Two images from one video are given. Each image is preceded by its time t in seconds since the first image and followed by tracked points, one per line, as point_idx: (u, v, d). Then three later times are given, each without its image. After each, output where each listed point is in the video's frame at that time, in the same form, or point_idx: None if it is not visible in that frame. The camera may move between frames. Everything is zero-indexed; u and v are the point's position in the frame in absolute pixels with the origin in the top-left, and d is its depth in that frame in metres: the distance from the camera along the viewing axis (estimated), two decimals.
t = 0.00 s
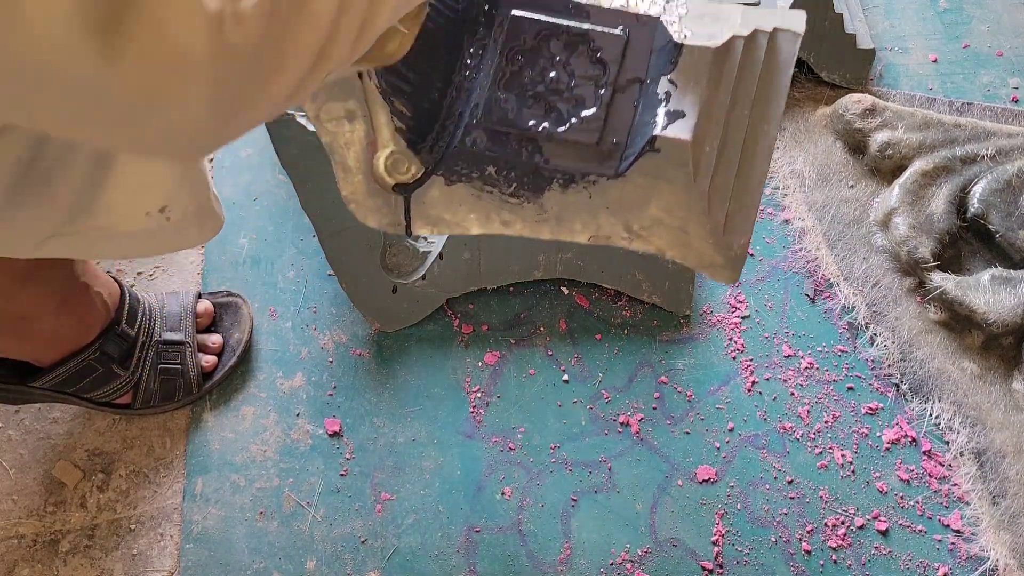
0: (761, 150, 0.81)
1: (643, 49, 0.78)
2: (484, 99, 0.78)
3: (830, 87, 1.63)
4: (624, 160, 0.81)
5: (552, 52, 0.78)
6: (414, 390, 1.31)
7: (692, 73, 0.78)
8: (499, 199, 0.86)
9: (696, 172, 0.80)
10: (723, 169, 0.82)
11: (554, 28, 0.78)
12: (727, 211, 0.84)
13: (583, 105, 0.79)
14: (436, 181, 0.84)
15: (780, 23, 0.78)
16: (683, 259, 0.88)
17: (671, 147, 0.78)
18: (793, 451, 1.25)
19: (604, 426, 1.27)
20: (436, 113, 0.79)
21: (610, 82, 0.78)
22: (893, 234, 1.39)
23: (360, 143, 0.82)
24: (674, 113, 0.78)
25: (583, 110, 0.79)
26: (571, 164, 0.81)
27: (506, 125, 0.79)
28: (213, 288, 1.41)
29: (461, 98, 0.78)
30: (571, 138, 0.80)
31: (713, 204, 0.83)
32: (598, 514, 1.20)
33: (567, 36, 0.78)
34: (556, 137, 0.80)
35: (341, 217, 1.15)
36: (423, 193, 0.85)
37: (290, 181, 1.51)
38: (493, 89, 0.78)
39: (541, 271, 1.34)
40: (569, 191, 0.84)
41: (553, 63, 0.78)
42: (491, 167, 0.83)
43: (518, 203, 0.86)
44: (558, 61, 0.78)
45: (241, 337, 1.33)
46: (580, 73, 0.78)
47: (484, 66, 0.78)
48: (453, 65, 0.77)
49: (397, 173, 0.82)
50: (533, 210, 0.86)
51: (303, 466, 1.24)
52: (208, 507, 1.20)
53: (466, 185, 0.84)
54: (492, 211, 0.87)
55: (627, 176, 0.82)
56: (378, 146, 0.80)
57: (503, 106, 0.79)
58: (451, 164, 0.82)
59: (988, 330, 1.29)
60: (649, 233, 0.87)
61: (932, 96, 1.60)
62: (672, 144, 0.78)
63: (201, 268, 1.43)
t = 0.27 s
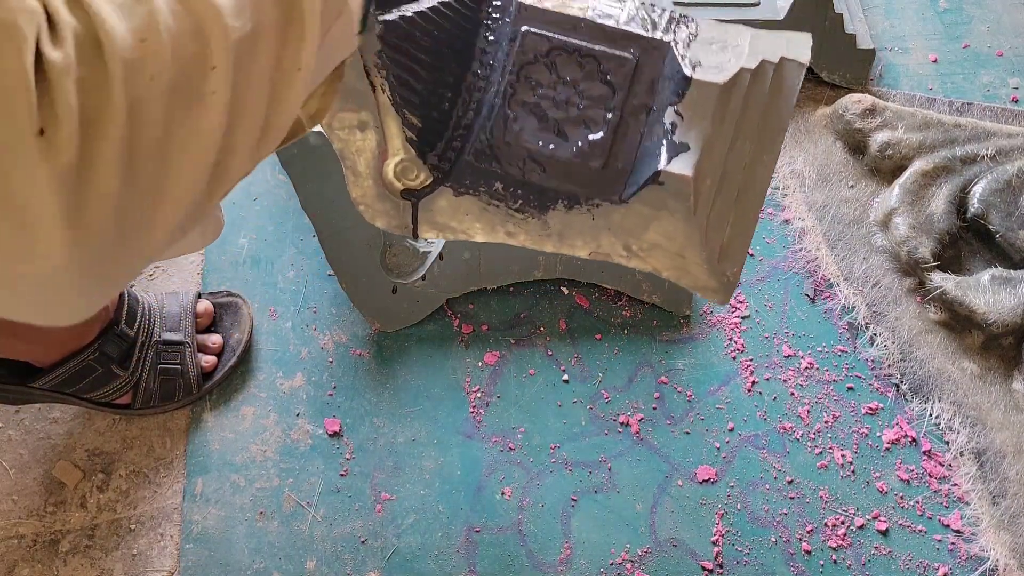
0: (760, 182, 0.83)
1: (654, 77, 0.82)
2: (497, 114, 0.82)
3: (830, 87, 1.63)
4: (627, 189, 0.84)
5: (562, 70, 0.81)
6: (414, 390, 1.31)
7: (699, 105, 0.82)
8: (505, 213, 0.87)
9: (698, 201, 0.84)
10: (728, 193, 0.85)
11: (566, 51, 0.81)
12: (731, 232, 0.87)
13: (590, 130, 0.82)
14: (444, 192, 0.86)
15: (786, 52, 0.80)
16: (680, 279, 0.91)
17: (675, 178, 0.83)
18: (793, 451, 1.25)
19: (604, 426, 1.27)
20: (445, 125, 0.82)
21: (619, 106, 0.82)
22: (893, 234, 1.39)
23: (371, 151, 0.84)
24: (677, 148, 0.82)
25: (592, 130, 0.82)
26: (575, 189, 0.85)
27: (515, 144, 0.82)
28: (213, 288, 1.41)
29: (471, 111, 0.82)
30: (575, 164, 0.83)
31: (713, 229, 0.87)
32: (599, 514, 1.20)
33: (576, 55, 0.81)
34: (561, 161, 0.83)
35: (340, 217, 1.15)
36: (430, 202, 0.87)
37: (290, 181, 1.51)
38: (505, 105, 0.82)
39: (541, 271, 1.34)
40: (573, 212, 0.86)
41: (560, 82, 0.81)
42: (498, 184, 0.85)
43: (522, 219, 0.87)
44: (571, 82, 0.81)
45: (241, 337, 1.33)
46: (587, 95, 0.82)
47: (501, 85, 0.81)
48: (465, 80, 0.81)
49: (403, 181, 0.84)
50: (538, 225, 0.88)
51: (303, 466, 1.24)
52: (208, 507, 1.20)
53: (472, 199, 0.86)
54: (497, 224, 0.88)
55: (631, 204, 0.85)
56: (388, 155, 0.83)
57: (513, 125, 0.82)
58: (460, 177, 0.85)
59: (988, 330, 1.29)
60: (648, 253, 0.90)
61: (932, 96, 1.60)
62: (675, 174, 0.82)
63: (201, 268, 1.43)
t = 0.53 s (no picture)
0: (736, 225, 0.85)
1: (639, 114, 0.78)
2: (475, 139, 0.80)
3: (830, 87, 1.63)
4: (601, 225, 0.83)
5: (550, 97, 0.78)
6: (414, 390, 1.31)
7: (684, 143, 0.79)
8: (482, 232, 0.87)
9: (671, 240, 0.84)
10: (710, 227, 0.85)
11: (555, 75, 0.78)
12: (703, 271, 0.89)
13: (572, 159, 0.80)
14: (423, 207, 0.86)
15: (775, 94, 0.78)
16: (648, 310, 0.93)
17: (649, 222, 0.81)
18: (793, 451, 1.25)
19: (604, 426, 1.27)
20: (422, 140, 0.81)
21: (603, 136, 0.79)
22: (893, 234, 1.39)
23: (354, 161, 0.86)
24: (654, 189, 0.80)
25: (572, 163, 0.80)
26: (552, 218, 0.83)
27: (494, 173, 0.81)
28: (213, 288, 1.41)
29: (451, 133, 0.80)
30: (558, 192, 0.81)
31: (684, 270, 0.89)
32: (599, 514, 1.20)
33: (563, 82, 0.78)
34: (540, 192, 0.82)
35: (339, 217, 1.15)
36: (410, 214, 0.87)
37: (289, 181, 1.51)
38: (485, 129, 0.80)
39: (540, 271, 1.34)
40: (547, 240, 0.86)
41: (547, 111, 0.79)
42: (477, 206, 0.84)
43: (499, 238, 0.87)
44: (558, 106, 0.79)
45: (241, 337, 1.33)
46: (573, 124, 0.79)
47: (482, 110, 0.79)
48: (450, 98, 0.79)
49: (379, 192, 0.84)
50: (513, 247, 0.88)
51: (303, 466, 1.24)
52: (209, 507, 1.20)
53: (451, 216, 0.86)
54: (474, 241, 0.88)
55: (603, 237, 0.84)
56: (371, 167, 0.84)
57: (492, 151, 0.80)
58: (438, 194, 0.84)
59: (988, 330, 1.29)
60: (618, 286, 0.90)
61: (931, 96, 1.60)
62: (648, 217, 0.81)
63: (201, 268, 1.43)
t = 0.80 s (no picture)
0: (723, 248, 0.87)
1: (628, 130, 0.82)
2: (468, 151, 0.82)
3: (830, 87, 1.63)
4: (588, 241, 0.85)
5: (543, 112, 0.82)
6: (414, 390, 1.31)
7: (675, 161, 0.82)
8: (469, 244, 0.87)
9: (657, 259, 0.86)
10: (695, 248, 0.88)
11: (547, 91, 0.82)
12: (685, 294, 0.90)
13: (564, 175, 0.83)
14: (411, 216, 0.85)
15: (769, 119, 0.83)
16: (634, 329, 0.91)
17: (636, 239, 0.84)
18: (793, 451, 1.25)
19: (604, 426, 1.27)
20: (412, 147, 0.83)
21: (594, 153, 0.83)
22: (893, 234, 1.39)
23: (344, 167, 0.84)
24: (642, 208, 0.83)
25: (563, 177, 0.83)
26: (540, 233, 0.85)
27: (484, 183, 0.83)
28: (213, 288, 1.41)
29: (444, 144, 0.83)
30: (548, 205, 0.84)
31: (669, 292, 0.89)
32: (599, 514, 1.20)
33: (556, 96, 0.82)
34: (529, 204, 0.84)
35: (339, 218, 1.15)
36: (398, 222, 0.85)
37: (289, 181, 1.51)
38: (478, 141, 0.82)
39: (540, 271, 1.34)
40: (535, 254, 0.87)
41: (539, 126, 0.83)
42: (466, 218, 0.85)
43: (485, 252, 0.87)
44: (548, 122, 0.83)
45: (241, 337, 1.33)
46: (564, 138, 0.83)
47: (477, 123, 0.82)
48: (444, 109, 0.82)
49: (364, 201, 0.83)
50: (500, 261, 0.87)
51: (303, 466, 1.24)
52: (209, 507, 1.20)
53: (438, 228, 0.86)
54: (461, 253, 0.87)
55: (590, 256, 0.86)
56: (360, 173, 0.83)
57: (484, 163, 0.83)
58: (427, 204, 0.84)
59: (988, 330, 1.29)
60: (604, 304, 0.90)
61: (931, 96, 1.60)
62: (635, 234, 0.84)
63: (201, 268, 1.43)
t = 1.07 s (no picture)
0: (721, 241, 0.87)
1: (628, 127, 0.81)
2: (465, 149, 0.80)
3: (830, 87, 1.63)
4: (585, 241, 0.86)
5: (538, 111, 0.80)
6: (413, 390, 1.31)
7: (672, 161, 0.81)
8: (468, 238, 0.89)
9: (656, 257, 0.86)
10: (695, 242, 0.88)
11: (548, 87, 0.79)
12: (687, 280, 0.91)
13: (565, 172, 0.82)
14: (410, 212, 0.87)
15: (768, 116, 0.80)
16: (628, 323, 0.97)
17: (634, 238, 0.84)
18: (793, 451, 1.25)
19: (604, 426, 1.27)
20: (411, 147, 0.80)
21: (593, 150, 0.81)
22: (893, 234, 1.39)
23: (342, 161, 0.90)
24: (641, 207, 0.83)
25: (560, 173, 0.82)
26: (538, 231, 0.86)
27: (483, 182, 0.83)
28: (213, 288, 1.41)
29: (442, 141, 0.79)
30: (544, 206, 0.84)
31: (667, 287, 0.92)
32: (599, 514, 1.20)
33: (555, 95, 0.80)
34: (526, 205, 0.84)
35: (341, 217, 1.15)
36: (396, 217, 0.89)
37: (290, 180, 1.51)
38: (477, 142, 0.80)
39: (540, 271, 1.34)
40: (533, 248, 0.89)
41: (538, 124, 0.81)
42: (465, 214, 0.86)
43: (483, 246, 0.90)
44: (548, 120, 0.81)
45: (241, 337, 1.33)
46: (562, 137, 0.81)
47: (473, 126, 0.79)
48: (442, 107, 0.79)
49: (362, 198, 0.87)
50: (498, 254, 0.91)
51: (303, 466, 1.24)
52: (208, 507, 1.20)
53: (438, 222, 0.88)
54: (459, 248, 0.91)
55: (587, 252, 0.87)
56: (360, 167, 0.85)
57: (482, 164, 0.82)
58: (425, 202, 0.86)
59: (988, 330, 1.29)
60: (601, 299, 0.95)
61: (931, 96, 1.60)
62: (633, 235, 0.83)
63: (201, 268, 1.43)
